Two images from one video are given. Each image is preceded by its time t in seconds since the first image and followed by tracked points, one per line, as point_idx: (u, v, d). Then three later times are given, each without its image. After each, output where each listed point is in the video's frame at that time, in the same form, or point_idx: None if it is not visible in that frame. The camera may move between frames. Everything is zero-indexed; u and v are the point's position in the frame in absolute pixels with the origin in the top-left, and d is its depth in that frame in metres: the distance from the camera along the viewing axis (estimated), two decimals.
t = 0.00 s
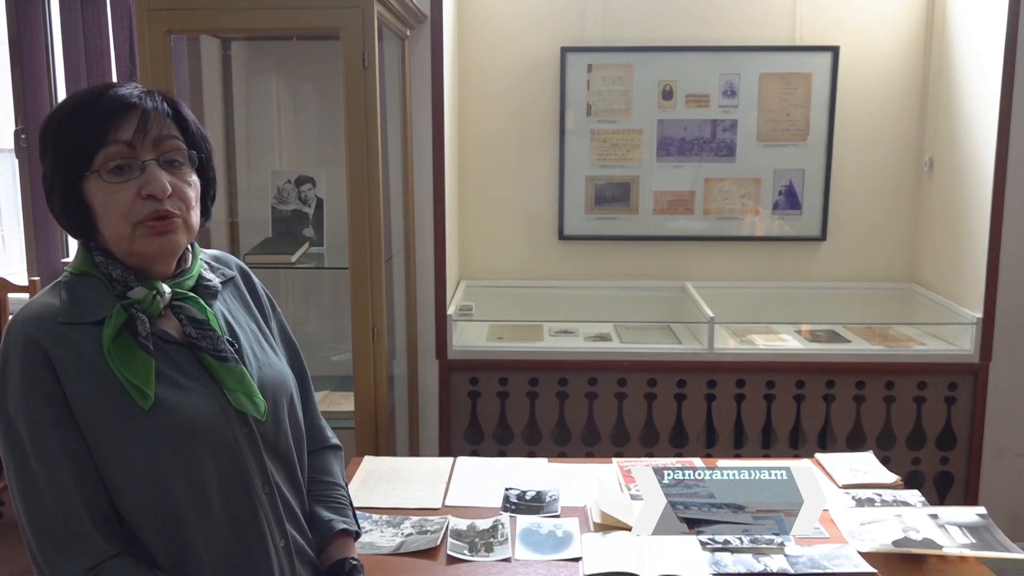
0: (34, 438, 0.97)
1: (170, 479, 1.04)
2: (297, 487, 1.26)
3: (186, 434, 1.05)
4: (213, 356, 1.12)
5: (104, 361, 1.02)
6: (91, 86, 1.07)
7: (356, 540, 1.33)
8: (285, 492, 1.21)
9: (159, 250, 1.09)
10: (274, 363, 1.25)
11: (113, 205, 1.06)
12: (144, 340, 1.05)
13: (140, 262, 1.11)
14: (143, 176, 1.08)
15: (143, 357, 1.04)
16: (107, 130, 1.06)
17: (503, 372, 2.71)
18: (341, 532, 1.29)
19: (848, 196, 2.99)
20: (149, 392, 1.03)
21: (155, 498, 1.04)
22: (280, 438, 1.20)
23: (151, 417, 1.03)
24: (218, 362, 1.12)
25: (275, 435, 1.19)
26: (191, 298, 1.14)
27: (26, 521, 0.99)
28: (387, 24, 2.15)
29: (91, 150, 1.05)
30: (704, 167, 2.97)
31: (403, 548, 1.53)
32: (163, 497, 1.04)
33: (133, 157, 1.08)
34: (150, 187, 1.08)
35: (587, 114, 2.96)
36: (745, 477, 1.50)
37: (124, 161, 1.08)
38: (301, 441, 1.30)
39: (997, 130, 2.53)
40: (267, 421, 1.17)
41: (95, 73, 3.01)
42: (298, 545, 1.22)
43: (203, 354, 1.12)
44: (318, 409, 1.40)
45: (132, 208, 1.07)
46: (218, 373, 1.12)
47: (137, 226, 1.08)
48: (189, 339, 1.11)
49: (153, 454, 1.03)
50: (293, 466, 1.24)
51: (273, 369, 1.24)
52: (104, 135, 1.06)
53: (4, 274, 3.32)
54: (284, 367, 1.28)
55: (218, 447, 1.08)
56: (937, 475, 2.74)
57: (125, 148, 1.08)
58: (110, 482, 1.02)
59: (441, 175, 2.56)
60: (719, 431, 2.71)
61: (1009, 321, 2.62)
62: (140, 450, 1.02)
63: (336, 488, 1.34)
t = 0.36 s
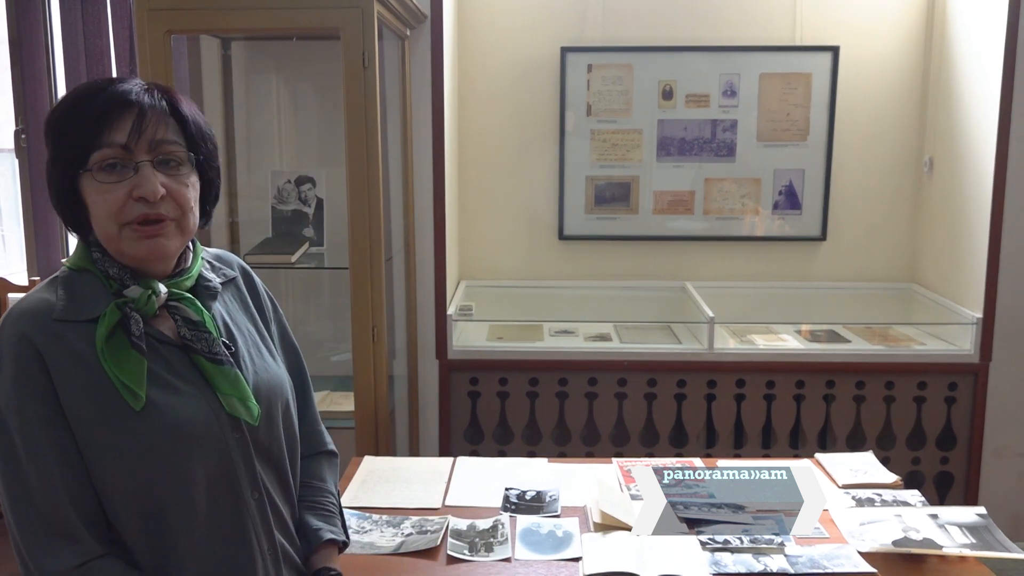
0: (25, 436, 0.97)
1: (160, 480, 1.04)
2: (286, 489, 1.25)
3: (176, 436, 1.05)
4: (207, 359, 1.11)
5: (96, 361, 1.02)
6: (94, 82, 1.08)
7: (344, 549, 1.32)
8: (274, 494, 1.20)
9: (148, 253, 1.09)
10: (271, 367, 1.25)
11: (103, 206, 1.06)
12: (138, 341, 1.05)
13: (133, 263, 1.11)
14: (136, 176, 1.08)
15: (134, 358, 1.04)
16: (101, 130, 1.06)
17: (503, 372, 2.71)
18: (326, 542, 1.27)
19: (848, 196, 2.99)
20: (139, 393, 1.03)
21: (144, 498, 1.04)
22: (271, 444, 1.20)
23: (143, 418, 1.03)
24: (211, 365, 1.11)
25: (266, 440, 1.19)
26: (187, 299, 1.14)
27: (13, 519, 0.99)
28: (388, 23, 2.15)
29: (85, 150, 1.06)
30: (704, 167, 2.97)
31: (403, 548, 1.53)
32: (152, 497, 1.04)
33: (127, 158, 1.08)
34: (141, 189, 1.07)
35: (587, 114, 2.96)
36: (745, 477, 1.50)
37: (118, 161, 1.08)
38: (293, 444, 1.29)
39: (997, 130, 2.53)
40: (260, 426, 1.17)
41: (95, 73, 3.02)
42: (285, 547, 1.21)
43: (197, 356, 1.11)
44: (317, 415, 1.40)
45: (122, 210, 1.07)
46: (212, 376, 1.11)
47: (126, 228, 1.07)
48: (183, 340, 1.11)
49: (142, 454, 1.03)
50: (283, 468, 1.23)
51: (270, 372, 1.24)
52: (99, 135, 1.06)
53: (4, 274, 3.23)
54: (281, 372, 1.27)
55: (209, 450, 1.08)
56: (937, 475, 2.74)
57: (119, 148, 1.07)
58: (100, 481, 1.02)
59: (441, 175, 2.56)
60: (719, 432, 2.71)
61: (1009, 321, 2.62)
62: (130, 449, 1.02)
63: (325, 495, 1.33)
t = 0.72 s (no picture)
0: (28, 436, 0.98)
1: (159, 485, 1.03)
2: (289, 499, 1.24)
3: (176, 443, 1.04)
4: (216, 364, 1.10)
5: (102, 360, 1.02)
6: (121, 79, 1.08)
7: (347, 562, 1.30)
8: (275, 506, 1.19)
9: (163, 256, 1.09)
10: (284, 374, 1.23)
11: (121, 206, 1.07)
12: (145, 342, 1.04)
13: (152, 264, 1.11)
14: (155, 178, 1.08)
15: (138, 359, 1.03)
16: (124, 129, 1.06)
17: (503, 372, 2.71)
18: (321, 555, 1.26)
19: (848, 196, 2.99)
20: (142, 394, 1.02)
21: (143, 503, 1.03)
22: (276, 454, 1.18)
23: (143, 422, 1.02)
24: (220, 371, 1.10)
25: (271, 450, 1.17)
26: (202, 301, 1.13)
27: (12, 516, 1.00)
28: (388, 23, 2.15)
29: (107, 148, 1.06)
30: (705, 167, 2.97)
31: (403, 548, 1.53)
32: (151, 501, 1.03)
33: (148, 158, 1.08)
34: (158, 191, 1.07)
35: (587, 114, 2.96)
36: (745, 477, 1.50)
37: (140, 162, 1.08)
38: (301, 455, 1.28)
39: (997, 130, 2.53)
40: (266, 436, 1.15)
41: (95, 73, 3.02)
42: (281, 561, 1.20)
43: (207, 360, 1.10)
44: (332, 423, 1.38)
45: (139, 211, 1.07)
46: (220, 383, 1.10)
47: (142, 229, 1.07)
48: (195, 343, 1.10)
49: (142, 460, 1.02)
50: (286, 477, 1.22)
51: (282, 380, 1.22)
52: (122, 135, 1.07)
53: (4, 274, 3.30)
54: (294, 379, 1.25)
55: (209, 459, 1.06)
56: (937, 475, 2.74)
57: (141, 149, 1.07)
58: (100, 482, 1.02)
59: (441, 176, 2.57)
60: (719, 431, 2.71)
61: (1010, 321, 2.62)
62: (129, 454, 1.02)
63: (333, 507, 1.32)
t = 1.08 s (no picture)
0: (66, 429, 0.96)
1: (194, 489, 1.00)
2: (328, 514, 1.17)
3: (213, 446, 1.00)
4: (258, 368, 1.05)
5: (145, 356, 0.99)
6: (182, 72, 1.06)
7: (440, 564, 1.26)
8: (312, 519, 1.12)
9: (217, 253, 1.05)
10: (330, 382, 1.16)
11: (176, 200, 1.04)
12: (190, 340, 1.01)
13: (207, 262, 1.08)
14: (210, 173, 1.05)
15: (181, 357, 1.00)
16: (181, 122, 1.04)
17: (503, 372, 2.71)
18: (433, 560, 1.24)
19: (849, 196, 2.99)
20: (181, 393, 0.99)
21: (178, 506, 1.00)
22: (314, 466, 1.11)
23: (181, 422, 0.99)
24: (262, 374, 1.04)
25: (309, 461, 1.10)
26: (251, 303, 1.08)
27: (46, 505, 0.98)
28: (388, 24, 2.15)
29: (164, 140, 1.04)
30: (705, 167, 2.97)
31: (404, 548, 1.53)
32: (184, 504, 1.00)
33: (204, 152, 1.05)
34: (213, 186, 1.04)
35: (587, 114, 2.96)
36: (745, 477, 1.51)
37: (197, 155, 1.05)
38: (345, 468, 1.20)
39: (997, 130, 2.53)
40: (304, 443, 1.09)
41: (95, 73, 3.02)
42: None
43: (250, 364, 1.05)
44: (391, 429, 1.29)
45: (194, 205, 1.04)
46: (260, 387, 1.04)
47: (196, 224, 1.04)
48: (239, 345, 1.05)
49: (178, 462, 0.99)
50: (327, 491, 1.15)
51: (326, 389, 1.14)
52: (179, 127, 1.04)
53: (6, 276, 3.31)
54: (339, 389, 1.17)
55: (246, 464, 1.02)
56: (937, 475, 2.74)
57: (198, 142, 1.04)
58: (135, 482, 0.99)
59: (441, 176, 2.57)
60: (719, 431, 2.71)
61: (1010, 321, 2.63)
62: (165, 455, 0.98)
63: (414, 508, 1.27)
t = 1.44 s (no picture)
0: (112, 430, 0.97)
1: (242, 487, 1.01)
2: (372, 515, 1.17)
3: (264, 447, 1.01)
4: (309, 371, 1.06)
5: (196, 358, 1.00)
6: (245, 81, 1.06)
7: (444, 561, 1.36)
8: (358, 521, 1.13)
9: (271, 259, 1.07)
10: (373, 384, 1.18)
11: (233, 206, 1.05)
12: (242, 344, 1.02)
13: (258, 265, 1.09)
14: (268, 182, 1.06)
15: (232, 361, 1.01)
16: (243, 131, 1.05)
17: (503, 372, 2.71)
18: (444, 559, 1.36)
19: (848, 196, 2.99)
20: (230, 396, 1.00)
21: (221, 506, 1.00)
22: (359, 466, 1.12)
23: (231, 426, 1.00)
24: (312, 378, 1.06)
25: (355, 461, 1.11)
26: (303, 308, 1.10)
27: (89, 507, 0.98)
28: (388, 23, 2.15)
29: (225, 147, 1.05)
30: (705, 167, 2.97)
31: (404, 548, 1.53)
32: (231, 501, 1.00)
33: (264, 161, 1.06)
34: (271, 196, 1.05)
35: (587, 114, 2.96)
36: (745, 477, 1.51)
37: (256, 164, 1.06)
38: (387, 468, 1.22)
39: (997, 130, 2.53)
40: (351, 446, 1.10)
41: (94, 74, 3.01)
42: None
43: (300, 367, 1.06)
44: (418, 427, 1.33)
45: (251, 212, 1.05)
46: (310, 391, 1.05)
47: (252, 230, 1.06)
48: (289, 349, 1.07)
49: (226, 462, 1.00)
50: (372, 491, 1.16)
51: (371, 390, 1.17)
52: (240, 136, 1.05)
53: (6, 275, 3.32)
54: (383, 391, 1.20)
55: (296, 465, 1.04)
56: (937, 475, 2.74)
57: (258, 151, 1.05)
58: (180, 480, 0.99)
59: (441, 176, 2.57)
60: (719, 432, 2.70)
61: (1010, 321, 2.63)
62: (212, 455, 0.99)
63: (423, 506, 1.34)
